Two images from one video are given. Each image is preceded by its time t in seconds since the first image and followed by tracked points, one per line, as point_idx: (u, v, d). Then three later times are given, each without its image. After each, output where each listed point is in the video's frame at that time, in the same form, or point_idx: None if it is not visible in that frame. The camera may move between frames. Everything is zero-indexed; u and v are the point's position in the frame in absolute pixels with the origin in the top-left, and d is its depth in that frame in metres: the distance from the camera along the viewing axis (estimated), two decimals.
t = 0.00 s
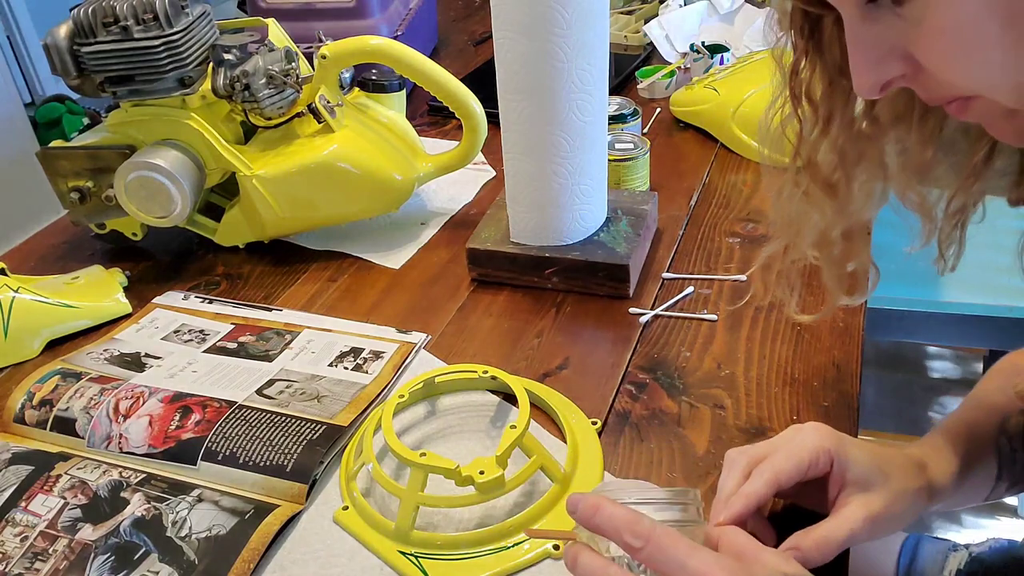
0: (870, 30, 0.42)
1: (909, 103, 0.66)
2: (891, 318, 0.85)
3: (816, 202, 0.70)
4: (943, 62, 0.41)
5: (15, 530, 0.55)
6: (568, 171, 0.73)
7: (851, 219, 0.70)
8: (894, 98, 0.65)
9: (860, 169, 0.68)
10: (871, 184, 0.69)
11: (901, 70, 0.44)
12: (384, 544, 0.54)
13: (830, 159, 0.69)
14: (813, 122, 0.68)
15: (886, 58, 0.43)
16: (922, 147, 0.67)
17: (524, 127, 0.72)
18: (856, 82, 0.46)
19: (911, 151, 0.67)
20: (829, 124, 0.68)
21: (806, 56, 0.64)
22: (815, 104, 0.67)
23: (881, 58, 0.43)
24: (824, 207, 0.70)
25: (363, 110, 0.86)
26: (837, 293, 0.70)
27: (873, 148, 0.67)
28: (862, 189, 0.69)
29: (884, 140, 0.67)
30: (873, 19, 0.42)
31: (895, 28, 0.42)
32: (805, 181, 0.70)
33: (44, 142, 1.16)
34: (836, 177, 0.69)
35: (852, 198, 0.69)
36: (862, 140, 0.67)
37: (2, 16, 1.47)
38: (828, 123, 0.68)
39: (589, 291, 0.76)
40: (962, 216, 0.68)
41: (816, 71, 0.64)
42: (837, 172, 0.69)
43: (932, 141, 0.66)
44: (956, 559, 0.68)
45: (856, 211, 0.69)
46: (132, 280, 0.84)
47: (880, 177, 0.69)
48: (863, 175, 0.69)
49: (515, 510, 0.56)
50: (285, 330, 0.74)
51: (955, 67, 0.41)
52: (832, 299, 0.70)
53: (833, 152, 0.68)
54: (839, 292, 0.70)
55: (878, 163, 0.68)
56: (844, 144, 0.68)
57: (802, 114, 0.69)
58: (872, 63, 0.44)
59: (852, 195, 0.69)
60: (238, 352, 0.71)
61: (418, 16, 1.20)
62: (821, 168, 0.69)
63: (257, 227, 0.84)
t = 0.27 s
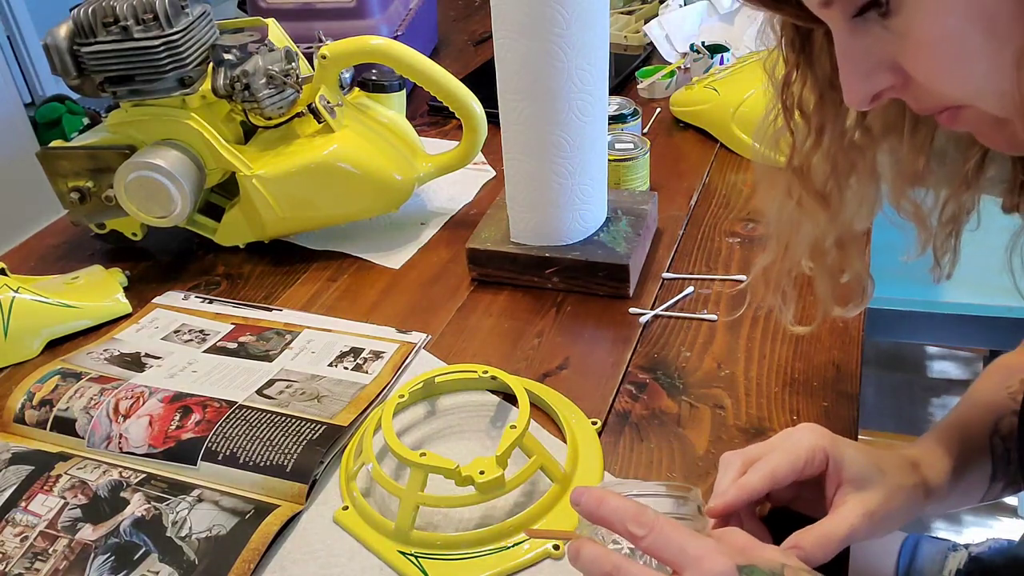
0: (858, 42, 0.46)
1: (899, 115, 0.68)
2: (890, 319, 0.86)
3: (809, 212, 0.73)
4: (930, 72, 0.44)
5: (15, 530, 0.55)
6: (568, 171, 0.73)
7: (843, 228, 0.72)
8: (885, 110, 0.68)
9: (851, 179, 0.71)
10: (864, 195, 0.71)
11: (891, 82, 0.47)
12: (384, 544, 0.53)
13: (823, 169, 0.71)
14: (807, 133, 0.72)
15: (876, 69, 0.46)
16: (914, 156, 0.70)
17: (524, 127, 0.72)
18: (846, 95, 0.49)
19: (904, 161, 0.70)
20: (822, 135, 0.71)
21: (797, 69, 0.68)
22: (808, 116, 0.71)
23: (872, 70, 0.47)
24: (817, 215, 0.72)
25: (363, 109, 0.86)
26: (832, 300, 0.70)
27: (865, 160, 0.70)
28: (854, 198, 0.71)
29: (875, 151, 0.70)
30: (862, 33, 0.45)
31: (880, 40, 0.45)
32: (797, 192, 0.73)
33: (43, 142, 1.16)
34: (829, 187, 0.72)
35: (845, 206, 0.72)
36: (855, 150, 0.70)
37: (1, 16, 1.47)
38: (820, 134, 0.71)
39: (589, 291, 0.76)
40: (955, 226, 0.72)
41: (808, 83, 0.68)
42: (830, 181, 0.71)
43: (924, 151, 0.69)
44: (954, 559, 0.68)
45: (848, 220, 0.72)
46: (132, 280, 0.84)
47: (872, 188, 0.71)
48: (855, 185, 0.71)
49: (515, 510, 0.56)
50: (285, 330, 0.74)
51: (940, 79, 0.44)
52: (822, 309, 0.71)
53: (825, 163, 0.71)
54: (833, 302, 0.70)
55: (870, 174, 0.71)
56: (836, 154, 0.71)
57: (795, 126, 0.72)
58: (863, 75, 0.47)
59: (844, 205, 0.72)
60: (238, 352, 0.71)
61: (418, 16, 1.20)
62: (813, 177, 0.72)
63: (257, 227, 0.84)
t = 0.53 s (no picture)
0: (851, 50, 0.48)
1: (891, 122, 0.71)
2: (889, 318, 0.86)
3: (806, 218, 0.74)
4: (922, 76, 0.46)
5: (15, 530, 0.55)
6: (568, 172, 0.73)
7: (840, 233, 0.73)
8: (878, 117, 0.71)
9: (848, 186, 0.73)
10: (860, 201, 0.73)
11: (885, 88, 0.50)
12: (384, 544, 0.54)
13: (820, 175, 0.73)
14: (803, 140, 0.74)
15: (870, 77, 0.49)
16: (909, 162, 0.71)
17: (524, 127, 0.72)
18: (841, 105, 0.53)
19: (899, 167, 0.72)
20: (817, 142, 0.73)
21: (793, 76, 0.70)
22: (803, 123, 0.73)
23: (866, 77, 0.49)
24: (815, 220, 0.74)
25: (362, 109, 0.86)
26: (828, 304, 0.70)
27: (860, 166, 0.72)
28: (849, 204, 0.73)
29: (871, 157, 0.72)
30: (855, 42, 0.48)
31: (873, 48, 0.48)
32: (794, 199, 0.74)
33: (43, 142, 1.16)
34: (826, 193, 0.73)
35: (841, 211, 0.73)
36: (850, 157, 0.72)
37: (2, 16, 1.47)
38: (816, 141, 0.73)
39: (589, 291, 0.76)
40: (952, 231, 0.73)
41: (803, 90, 0.70)
42: (827, 186, 0.73)
43: (918, 158, 0.71)
44: (955, 559, 0.68)
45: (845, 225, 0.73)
46: (132, 280, 0.84)
47: (867, 194, 0.73)
48: (851, 191, 0.73)
49: (515, 510, 0.56)
50: (285, 330, 0.74)
51: (929, 83, 0.47)
52: (821, 312, 0.70)
53: (822, 169, 0.73)
54: (831, 306, 0.70)
55: (865, 180, 0.73)
56: (831, 160, 0.73)
57: (790, 133, 0.74)
58: (857, 81, 0.50)
59: (841, 210, 0.73)
60: (238, 352, 0.71)
61: (418, 17, 1.20)
62: (810, 184, 0.73)
63: (257, 227, 0.84)
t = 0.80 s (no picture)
0: (847, 54, 0.50)
1: (886, 125, 0.72)
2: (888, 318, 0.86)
3: (802, 219, 0.75)
4: (917, 79, 0.48)
5: (15, 530, 0.55)
6: (568, 172, 0.73)
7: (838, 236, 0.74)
8: (873, 121, 0.72)
9: (843, 188, 0.74)
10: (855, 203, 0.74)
11: (881, 92, 0.51)
12: (384, 544, 0.54)
13: (816, 177, 0.74)
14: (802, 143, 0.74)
15: (866, 80, 0.51)
16: (903, 165, 0.73)
17: (524, 127, 0.72)
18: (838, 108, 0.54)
19: (894, 170, 0.73)
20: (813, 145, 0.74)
21: (788, 80, 0.71)
22: (799, 126, 0.74)
23: (863, 81, 0.51)
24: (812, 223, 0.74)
25: (362, 109, 0.86)
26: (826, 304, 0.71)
27: (855, 168, 0.73)
28: (845, 206, 0.74)
29: (866, 159, 0.73)
30: (851, 46, 0.49)
31: (869, 52, 0.49)
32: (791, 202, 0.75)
33: (43, 142, 1.16)
34: (822, 195, 0.74)
35: (836, 214, 0.74)
36: (845, 160, 0.73)
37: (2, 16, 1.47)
38: (812, 144, 0.74)
39: (589, 291, 0.76)
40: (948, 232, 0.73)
41: (799, 93, 0.71)
42: (823, 189, 0.74)
43: (913, 160, 0.72)
44: (955, 559, 0.69)
45: (842, 227, 0.74)
46: (132, 280, 0.84)
47: (862, 196, 0.74)
48: (847, 193, 0.74)
49: (515, 510, 0.56)
50: (285, 330, 0.74)
51: (925, 86, 0.48)
52: (820, 312, 0.70)
53: (818, 172, 0.74)
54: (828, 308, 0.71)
55: (861, 183, 0.74)
56: (826, 163, 0.74)
57: (787, 137, 0.75)
58: (853, 85, 0.51)
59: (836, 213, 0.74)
60: (238, 352, 0.71)
61: (418, 16, 1.20)
62: (805, 187, 0.74)
63: (257, 227, 0.84)
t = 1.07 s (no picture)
0: (846, 55, 0.50)
1: (886, 127, 0.72)
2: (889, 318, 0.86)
3: (802, 221, 0.74)
4: (915, 79, 0.48)
5: (15, 530, 0.55)
6: (568, 172, 0.73)
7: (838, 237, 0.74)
8: (872, 123, 0.72)
9: (842, 191, 0.74)
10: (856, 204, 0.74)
11: (880, 93, 0.52)
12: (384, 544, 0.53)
13: (816, 180, 0.74)
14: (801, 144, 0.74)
15: (865, 81, 0.51)
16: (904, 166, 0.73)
17: (524, 127, 0.72)
18: (838, 109, 0.55)
19: (893, 171, 0.73)
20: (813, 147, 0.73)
21: (788, 83, 0.71)
22: (798, 128, 0.73)
23: (863, 81, 0.51)
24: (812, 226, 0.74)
25: (363, 110, 0.86)
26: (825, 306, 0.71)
27: (854, 170, 0.73)
28: (844, 208, 0.74)
29: (865, 161, 0.73)
30: (850, 47, 0.49)
31: (868, 53, 0.49)
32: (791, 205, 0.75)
33: (43, 142, 1.16)
34: (821, 198, 0.74)
35: (836, 216, 0.74)
36: (845, 162, 0.73)
37: (2, 16, 1.47)
38: (811, 146, 0.74)
39: (589, 291, 0.76)
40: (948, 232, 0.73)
41: (798, 96, 0.71)
42: (822, 191, 0.74)
43: (913, 161, 0.72)
44: (955, 559, 0.68)
45: (841, 228, 0.74)
46: (132, 280, 0.84)
47: (862, 198, 0.74)
48: (847, 195, 0.74)
49: (515, 510, 0.56)
50: (285, 330, 0.74)
51: (922, 87, 0.48)
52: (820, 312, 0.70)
53: (818, 175, 0.74)
54: (828, 308, 0.71)
55: (860, 184, 0.74)
56: (826, 165, 0.74)
57: (787, 139, 0.74)
58: (853, 86, 0.51)
59: (836, 215, 0.74)
60: (238, 352, 0.71)
61: (418, 17, 1.20)
62: (805, 189, 0.74)
63: (257, 227, 0.84)
